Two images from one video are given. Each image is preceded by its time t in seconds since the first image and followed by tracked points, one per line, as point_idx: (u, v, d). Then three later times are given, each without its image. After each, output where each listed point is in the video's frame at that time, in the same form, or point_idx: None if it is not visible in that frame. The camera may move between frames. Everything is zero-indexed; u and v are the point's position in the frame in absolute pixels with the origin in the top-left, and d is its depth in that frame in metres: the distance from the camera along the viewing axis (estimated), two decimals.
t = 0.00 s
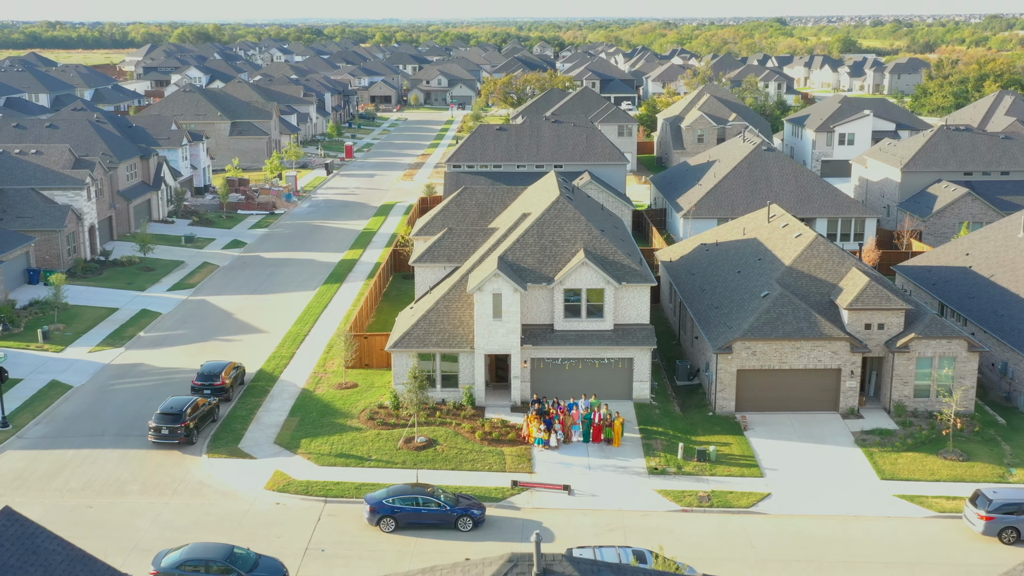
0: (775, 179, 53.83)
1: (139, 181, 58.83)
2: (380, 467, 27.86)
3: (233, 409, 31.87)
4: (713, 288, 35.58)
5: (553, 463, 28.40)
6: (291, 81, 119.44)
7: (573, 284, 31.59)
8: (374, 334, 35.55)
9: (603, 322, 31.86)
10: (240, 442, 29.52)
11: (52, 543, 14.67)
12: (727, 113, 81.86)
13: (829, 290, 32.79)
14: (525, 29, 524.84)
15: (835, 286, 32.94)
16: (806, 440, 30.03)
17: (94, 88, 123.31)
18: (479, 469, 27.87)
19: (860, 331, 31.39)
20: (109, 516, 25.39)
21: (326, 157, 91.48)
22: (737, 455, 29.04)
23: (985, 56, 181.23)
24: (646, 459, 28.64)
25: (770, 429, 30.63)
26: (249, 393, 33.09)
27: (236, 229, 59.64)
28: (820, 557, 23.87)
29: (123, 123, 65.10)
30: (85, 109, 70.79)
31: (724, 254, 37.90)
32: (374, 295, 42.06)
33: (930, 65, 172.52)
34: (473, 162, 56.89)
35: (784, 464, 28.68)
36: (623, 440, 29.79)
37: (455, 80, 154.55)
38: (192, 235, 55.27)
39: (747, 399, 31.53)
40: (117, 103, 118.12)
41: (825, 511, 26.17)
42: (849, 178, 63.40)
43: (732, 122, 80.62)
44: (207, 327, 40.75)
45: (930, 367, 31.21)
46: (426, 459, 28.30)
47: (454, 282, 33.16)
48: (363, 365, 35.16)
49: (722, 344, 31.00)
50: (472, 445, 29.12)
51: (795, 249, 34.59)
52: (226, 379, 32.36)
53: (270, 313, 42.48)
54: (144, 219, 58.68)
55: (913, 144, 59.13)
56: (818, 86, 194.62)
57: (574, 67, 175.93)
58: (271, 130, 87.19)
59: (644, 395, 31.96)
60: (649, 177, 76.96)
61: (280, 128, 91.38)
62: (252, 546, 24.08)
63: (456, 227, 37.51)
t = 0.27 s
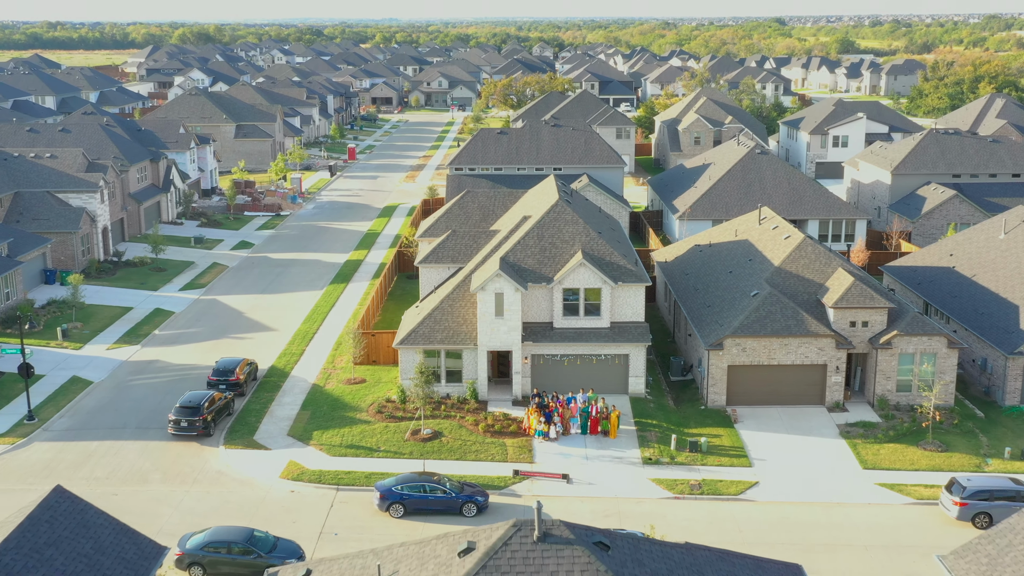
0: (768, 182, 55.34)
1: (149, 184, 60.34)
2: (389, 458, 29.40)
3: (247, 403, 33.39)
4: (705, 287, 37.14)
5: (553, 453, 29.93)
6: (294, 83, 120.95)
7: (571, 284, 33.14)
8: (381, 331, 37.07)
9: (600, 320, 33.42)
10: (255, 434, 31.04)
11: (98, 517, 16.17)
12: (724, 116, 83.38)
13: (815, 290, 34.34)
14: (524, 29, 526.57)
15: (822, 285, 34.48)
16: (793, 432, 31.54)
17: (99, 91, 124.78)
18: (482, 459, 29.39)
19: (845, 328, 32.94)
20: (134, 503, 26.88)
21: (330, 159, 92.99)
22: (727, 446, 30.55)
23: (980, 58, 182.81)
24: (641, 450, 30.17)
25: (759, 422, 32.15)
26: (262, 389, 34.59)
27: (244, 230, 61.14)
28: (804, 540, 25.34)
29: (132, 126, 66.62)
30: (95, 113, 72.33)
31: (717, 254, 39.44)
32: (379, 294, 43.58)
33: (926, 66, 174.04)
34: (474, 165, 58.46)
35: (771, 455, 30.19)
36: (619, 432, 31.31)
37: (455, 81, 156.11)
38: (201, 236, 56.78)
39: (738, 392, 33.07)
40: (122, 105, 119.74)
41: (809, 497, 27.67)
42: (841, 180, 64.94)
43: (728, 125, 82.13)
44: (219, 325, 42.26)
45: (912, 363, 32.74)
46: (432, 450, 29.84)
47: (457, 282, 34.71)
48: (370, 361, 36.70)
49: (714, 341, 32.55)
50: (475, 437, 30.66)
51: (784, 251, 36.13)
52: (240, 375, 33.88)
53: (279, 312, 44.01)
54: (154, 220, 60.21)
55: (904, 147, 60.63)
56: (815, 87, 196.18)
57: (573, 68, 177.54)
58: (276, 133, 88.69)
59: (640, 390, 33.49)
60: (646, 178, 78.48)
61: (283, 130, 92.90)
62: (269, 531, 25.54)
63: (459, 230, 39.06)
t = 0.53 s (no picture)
0: (761, 184, 56.91)
1: (159, 186, 61.90)
2: (397, 449, 30.97)
3: (261, 398, 34.97)
4: (699, 287, 38.71)
5: (552, 445, 31.52)
6: (297, 85, 122.47)
7: (570, 284, 34.71)
8: (388, 330, 38.66)
9: (598, 318, 35.00)
10: (269, 427, 32.62)
11: (138, 496, 17.72)
12: (720, 119, 84.96)
13: (803, 289, 35.92)
14: (524, 30, 528.04)
15: (809, 285, 36.06)
16: (781, 425, 33.11)
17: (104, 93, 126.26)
18: (486, 451, 30.95)
19: (831, 326, 34.52)
20: (157, 491, 28.43)
21: (333, 161, 94.54)
22: (718, 438, 32.12)
23: (976, 59, 184.51)
24: (636, 442, 31.73)
25: (749, 416, 33.73)
26: (274, 384, 36.17)
27: (251, 231, 62.74)
28: (789, 524, 26.89)
29: (141, 130, 68.21)
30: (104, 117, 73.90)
31: (710, 256, 41.01)
32: (385, 294, 45.16)
33: (922, 67, 175.68)
34: (476, 168, 60.02)
35: (760, 446, 31.75)
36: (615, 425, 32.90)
37: (455, 83, 157.61)
38: (210, 238, 58.38)
39: (729, 387, 34.66)
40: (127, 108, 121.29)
41: (795, 485, 29.23)
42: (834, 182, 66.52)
43: (724, 128, 83.72)
44: (231, 324, 43.82)
45: (895, 359, 34.31)
46: (437, 442, 31.41)
47: (461, 282, 36.29)
48: (377, 358, 38.29)
49: (706, 338, 34.11)
50: (479, 429, 32.24)
51: (773, 252, 37.70)
52: (254, 371, 35.50)
53: (289, 311, 45.60)
54: (164, 222, 61.83)
55: (894, 150, 62.23)
56: (812, 88, 197.75)
57: (573, 70, 179.11)
58: (280, 135, 90.25)
59: (635, 385, 35.07)
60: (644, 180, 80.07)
61: (288, 133, 94.48)
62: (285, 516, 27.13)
63: (462, 232, 40.64)
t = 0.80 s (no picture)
0: (755, 186, 58.48)
1: (168, 189, 63.54)
2: (403, 441, 32.57)
3: (273, 393, 36.56)
4: (692, 287, 40.31)
5: (551, 437, 33.12)
6: (299, 88, 124.00)
7: (568, 284, 36.31)
8: (393, 328, 40.27)
9: (595, 316, 36.63)
10: (282, 420, 34.20)
11: (171, 478, 19.32)
12: (716, 122, 86.54)
13: (792, 289, 37.52)
14: (523, 31, 529.40)
15: (798, 285, 37.65)
16: (769, 418, 34.71)
17: (108, 96, 127.77)
18: (488, 442, 32.54)
19: (818, 324, 36.12)
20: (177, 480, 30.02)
21: (336, 163, 96.18)
22: (710, 431, 33.71)
23: (972, 61, 186.22)
24: (631, 434, 33.33)
25: (739, 409, 35.35)
26: (285, 380, 37.76)
27: (258, 233, 64.33)
28: (775, 510, 28.48)
29: (150, 134, 69.81)
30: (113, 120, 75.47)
31: (703, 257, 42.62)
32: (390, 293, 46.74)
33: (918, 69, 177.35)
34: (477, 171, 61.61)
35: (749, 437, 33.33)
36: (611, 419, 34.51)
37: (456, 85, 159.12)
38: (219, 240, 59.98)
39: (720, 383, 36.28)
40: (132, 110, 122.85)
41: (781, 473, 30.82)
42: (827, 184, 68.10)
43: (720, 130, 85.29)
44: (241, 323, 45.41)
45: (878, 356, 35.92)
46: (442, 434, 33.01)
47: (464, 282, 37.91)
48: (384, 355, 39.90)
49: (698, 336, 35.71)
50: (481, 423, 33.84)
51: (764, 253, 39.31)
52: (266, 367, 37.08)
53: (297, 310, 47.21)
54: (173, 223, 63.43)
55: (885, 153, 63.86)
56: (810, 90, 199.35)
57: (572, 72, 180.66)
58: (284, 138, 91.83)
59: (631, 380, 36.68)
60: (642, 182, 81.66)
61: (291, 135, 96.06)
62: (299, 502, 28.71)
63: (465, 234, 42.24)
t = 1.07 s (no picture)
0: (749, 188, 60.09)
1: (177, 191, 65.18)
2: (409, 433, 34.20)
3: (284, 388, 38.18)
4: (686, 287, 41.96)
5: (550, 430, 34.74)
6: (302, 91, 125.63)
7: (567, 284, 37.94)
8: (399, 327, 41.90)
9: (592, 315, 38.31)
10: (294, 414, 35.82)
11: (200, 463, 20.92)
12: (713, 125, 88.17)
13: (781, 288, 39.15)
14: (523, 31, 530.87)
15: (787, 284, 39.29)
16: (758, 412, 36.32)
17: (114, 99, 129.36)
18: (491, 434, 34.17)
19: (805, 322, 37.76)
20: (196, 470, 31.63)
21: (339, 165, 97.84)
22: (701, 424, 35.32)
23: (967, 64, 187.97)
24: (627, 427, 34.94)
25: (730, 404, 36.97)
26: (295, 376, 39.37)
27: (265, 234, 65.97)
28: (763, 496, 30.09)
29: (158, 137, 71.45)
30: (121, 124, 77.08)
31: (697, 257, 44.28)
32: (394, 293, 48.38)
33: (915, 70, 179.10)
34: (478, 173, 63.23)
35: (739, 430, 34.94)
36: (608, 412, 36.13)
37: (457, 87, 160.73)
38: (227, 241, 61.60)
39: (712, 378, 37.91)
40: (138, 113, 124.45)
41: (771, 461, 32.34)
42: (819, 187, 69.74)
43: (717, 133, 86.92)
44: (251, 321, 47.04)
45: (863, 353, 37.58)
46: (447, 427, 34.65)
47: (466, 282, 39.55)
48: (390, 352, 41.54)
49: (691, 333, 37.36)
50: (484, 416, 35.47)
51: (754, 254, 40.96)
52: (277, 363, 38.73)
53: (305, 309, 48.84)
54: (182, 225, 65.06)
55: (876, 156, 65.53)
56: (807, 91, 201.07)
57: (572, 74, 182.34)
58: (289, 140, 93.46)
59: (626, 376, 38.34)
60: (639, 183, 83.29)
61: (295, 137, 97.69)
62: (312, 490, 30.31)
63: (467, 236, 43.88)
